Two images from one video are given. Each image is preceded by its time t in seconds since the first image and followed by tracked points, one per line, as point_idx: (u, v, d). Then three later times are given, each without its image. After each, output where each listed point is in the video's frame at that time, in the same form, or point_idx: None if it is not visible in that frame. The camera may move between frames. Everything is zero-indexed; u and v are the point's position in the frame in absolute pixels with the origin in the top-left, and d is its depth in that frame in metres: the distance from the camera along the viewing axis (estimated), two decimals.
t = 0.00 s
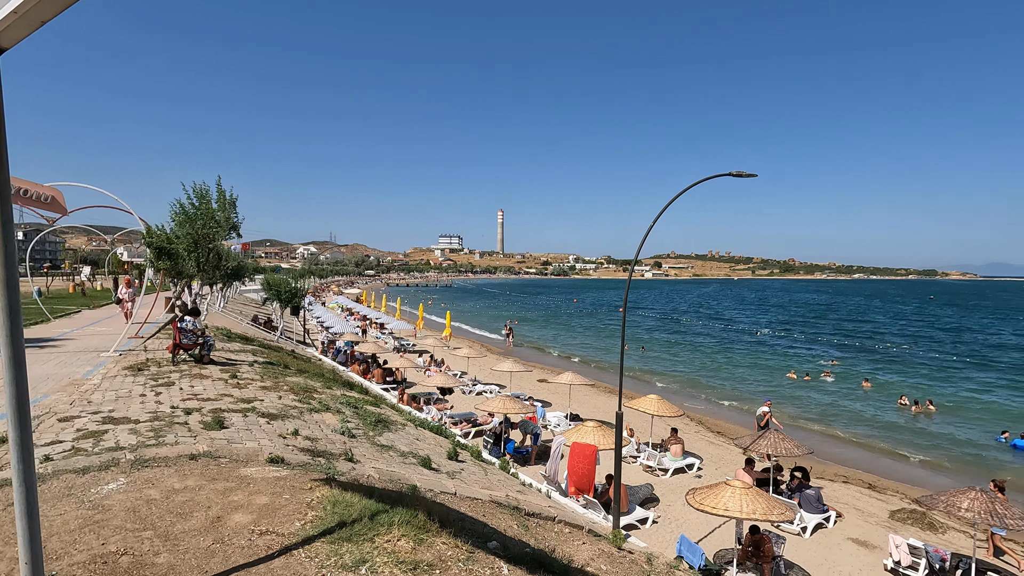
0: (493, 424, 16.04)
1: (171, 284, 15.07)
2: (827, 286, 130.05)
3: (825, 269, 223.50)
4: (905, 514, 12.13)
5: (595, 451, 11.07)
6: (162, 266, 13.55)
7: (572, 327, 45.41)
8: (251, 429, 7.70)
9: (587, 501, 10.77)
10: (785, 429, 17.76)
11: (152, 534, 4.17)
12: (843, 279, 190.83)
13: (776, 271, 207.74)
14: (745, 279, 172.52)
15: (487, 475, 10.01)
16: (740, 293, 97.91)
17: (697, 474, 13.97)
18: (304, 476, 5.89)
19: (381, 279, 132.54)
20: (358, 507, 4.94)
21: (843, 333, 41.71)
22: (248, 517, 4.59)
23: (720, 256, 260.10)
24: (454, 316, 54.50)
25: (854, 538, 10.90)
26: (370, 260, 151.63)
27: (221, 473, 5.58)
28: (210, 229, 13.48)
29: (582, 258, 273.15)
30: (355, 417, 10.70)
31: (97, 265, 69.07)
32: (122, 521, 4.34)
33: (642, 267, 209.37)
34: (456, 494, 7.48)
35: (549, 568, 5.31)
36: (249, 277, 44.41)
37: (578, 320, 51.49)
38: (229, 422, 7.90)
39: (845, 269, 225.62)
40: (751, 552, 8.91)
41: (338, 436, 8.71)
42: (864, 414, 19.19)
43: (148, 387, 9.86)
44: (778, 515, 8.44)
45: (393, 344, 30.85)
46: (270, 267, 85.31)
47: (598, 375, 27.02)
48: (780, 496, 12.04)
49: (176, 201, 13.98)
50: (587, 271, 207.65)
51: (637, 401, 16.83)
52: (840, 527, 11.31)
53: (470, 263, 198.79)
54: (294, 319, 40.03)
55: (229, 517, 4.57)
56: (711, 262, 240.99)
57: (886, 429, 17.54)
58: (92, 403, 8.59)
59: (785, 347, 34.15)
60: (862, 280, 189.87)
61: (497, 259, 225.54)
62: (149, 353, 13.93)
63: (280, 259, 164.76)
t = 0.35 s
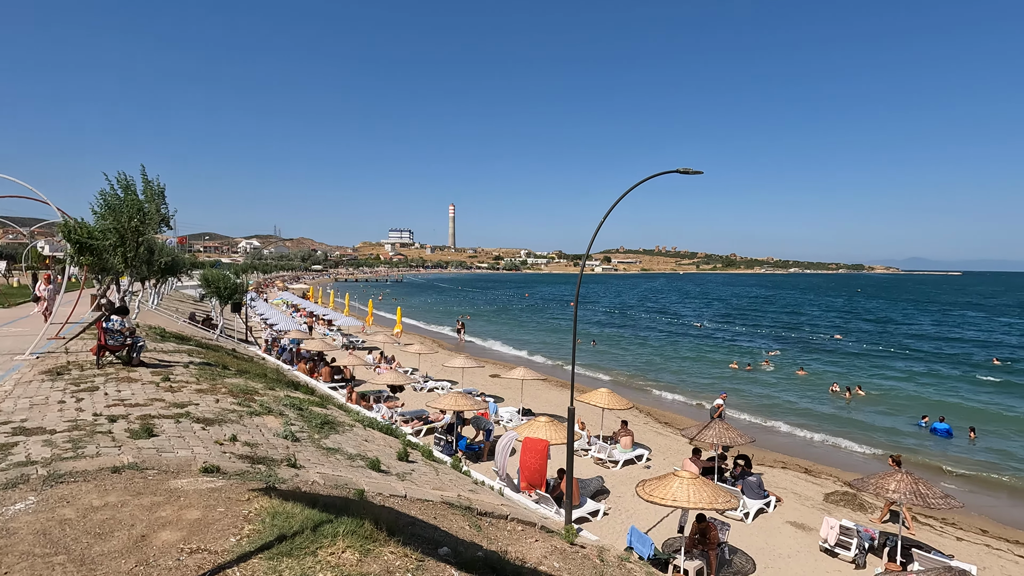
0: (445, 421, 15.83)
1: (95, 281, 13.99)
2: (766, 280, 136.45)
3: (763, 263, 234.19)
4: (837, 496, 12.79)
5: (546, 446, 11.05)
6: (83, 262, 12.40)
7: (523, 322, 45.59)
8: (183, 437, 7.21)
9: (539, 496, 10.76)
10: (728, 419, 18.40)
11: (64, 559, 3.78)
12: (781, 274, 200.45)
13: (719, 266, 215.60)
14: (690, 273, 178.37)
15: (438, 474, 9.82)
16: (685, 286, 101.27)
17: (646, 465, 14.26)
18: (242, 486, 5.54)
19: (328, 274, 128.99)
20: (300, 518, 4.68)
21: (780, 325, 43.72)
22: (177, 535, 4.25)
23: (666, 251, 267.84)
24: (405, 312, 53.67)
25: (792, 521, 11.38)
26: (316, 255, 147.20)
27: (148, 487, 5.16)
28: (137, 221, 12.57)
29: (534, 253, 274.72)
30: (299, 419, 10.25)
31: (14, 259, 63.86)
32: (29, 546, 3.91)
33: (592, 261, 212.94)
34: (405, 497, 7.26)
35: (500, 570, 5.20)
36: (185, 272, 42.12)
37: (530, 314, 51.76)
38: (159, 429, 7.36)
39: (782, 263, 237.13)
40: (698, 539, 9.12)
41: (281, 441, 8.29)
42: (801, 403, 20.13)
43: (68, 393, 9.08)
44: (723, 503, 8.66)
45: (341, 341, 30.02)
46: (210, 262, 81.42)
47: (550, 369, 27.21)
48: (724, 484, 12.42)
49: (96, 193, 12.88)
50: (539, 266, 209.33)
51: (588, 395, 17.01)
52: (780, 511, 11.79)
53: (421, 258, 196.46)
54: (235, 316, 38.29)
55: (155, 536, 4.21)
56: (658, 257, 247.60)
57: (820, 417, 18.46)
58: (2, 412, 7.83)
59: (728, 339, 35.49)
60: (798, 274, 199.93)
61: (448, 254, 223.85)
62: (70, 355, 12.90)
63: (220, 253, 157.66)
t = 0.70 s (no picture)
0: (395, 417, 15.55)
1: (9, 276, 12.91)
2: (710, 272, 141.39)
3: (708, 257, 242.45)
4: (775, 478, 13.39)
5: (498, 440, 11.02)
6: None
7: (476, 315, 45.47)
8: (108, 443, 6.72)
9: (490, 490, 10.73)
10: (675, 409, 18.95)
11: None
12: (724, 267, 208.37)
13: (666, 259, 221.74)
14: (640, 267, 182.73)
15: (387, 472, 9.62)
16: (634, 280, 103.52)
17: (596, 455, 14.48)
18: (172, 493, 5.21)
19: (274, 268, 124.53)
20: (235, 525, 4.45)
21: (723, 317, 45.49)
22: (96, 549, 3.94)
23: (616, 245, 273.05)
24: (354, 306, 52.49)
25: (734, 504, 11.82)
26: (261, 248, 141.78)
27: (65, 499, 4.77)
28: (56, 211, 11.64)
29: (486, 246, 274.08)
30: (239, 419, 9.80)
31: None
32: None
33: (544, 255, 214.83)
34: (351, 497, 7.06)
35: (448, 569, 5.13)
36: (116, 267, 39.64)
37: (482, 307, 51.64)
38: (80, 436, 6.84)
39: (726, 257, 246.28)
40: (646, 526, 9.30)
41: (218, 443, 7.89)
42: (742, 392, 20.97)
43: None
44: (670, 490, 8.87)
45: (287, 337, 29.04)
46: (144, 255, 76.98)
47: (503, 363, 27.24)
48: (671, 472, 12.76)
49: (9, 180, 11.80)
50: (491, 259, 209.17)
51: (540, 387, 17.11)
52: (723, 495, 12.23)
53: (371, 251, 192.69)
54: (172, 312, 36.40)
55: (71, 552, 3.89)
56: (609, 250, 252.39)
57: (760, 405, 19.30)
58: None
59: (674, 331, 36.60)
60: (740, 267, 208.34)
61: (399, 247, 220.33)
62: None
63: (156, 245, 149.32)
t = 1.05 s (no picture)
0: (341, 414, 15.15)
1: None
2: (656, 264, 145.51)
3: (654, 249, 249.57)
4: (716, 462, 13.90)
5: (445, 434, 10.91)
6: None
7: (426, 308, 44.96)
8: (16, 452, 6.18)
9: (439, 485, 10.61)
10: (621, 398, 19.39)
11: None
12: (669, 259, 214.87)
13: (614, 252, 226.62)
14: (589, 259, 185.78)
15: (331, 471, 9.33)
16: (584, 272, 105.06)
17: (545, 446, 14.61)
18: (88, 503, 4.83)
19: (212, 261, 118.85)
20: (157, 535, 4.17)
21: (667, 308, 46.95)
22: None
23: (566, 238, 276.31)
24: (299, 300, 50.89)
25: (678, 488, 12.19)
26: (198, 241, 134.96)
27: None
28: None
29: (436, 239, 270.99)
30: (169, 421, 9.26)
31: None
32: None
33: (494, 248, 215.01)
34: (291, 499, 6.80)
35: (390, 569, 5.02)
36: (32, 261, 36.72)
37: (432, 301, 51.10)
38: None
39: (670, 249, 254.15)
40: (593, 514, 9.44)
41: (144, 448, 7.41)
42: (685, 381, 21.69)
43: None
44: (615, 478, 9.02)
45: (225, 334, 27.78)
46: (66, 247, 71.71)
47: (453, 356, 27.03)
48: (617, 459, 13.02)
49: None
50: (441, 251, 207.42)
51: (490, 380, 17.07)
52: (667, 480, 12.60)
53: (317, 244, 187.04)
54: (98, 309, 34.09)
55: None
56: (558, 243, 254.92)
57: (701, 394, 20.02)
58: None
59: (621, 322, 37.45)
60: (684, 260, 215.48)
61: (346, 240, 214.81)
62: None
63: (78, 237, 139.32)
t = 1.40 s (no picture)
0: (284, 412, 14.64)
1: None
2: (604, 256, 148.37)
3: (602, 242, 254.10)
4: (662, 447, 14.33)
5: (393, 429, 10.72)
6: None
7: (374, 303, 44.08)
8: None
9: (387, 481, 10.44)
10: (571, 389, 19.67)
11: None
12: (617, 252, 219.43)
13: (564, 244, 229.49)
14: (539, 252, 187.25)
15: (273, 471, 8.99)
16: (533, 264, 105.98)
17: (496, 438, 14.63)
18: None
19: (144, 255, 112.19)
20: (74, 549, 3.87)
21: (615, 300, 48.01)
22: None
23: (516, 231, 277.14)
24: (239, 296, 48.83)
25: (625, 475, 12.48)
26: (127, 234, 127.00)
27: None
28: None
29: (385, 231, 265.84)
30: (93, 425, 8.65)
31: None
32: None
33: (444, 240, 213.16)
34: (229, 502, 6.50)
35: (333, 570, 4.89)
36: None
37: (381, 294, 50.23)
38: None
39: (618, 241, 259.46)
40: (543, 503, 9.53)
41: (63, 455, 6.88)
42: (632, 371, 22.24)
43: None
44: (565, 467, 9.13)
45: (159, 331, 26.30)
46: None
47: (402, 351, 26.64)
48: (567, 449, 13.19)
49: None
50: (390, 244, 203.63)
51: (440, 373, 16.91)
52: (615, 467, 12.87)
53: (258, 237, 179.74)
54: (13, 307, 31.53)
55: None
56: (508, 235, 255.63)
57: (648, 383, 20.58)
58: None
59: (570, 314, 37.98)
60: (631, 252, 220.56)
61: (290, 232, 207.49)
62: None
63: None
